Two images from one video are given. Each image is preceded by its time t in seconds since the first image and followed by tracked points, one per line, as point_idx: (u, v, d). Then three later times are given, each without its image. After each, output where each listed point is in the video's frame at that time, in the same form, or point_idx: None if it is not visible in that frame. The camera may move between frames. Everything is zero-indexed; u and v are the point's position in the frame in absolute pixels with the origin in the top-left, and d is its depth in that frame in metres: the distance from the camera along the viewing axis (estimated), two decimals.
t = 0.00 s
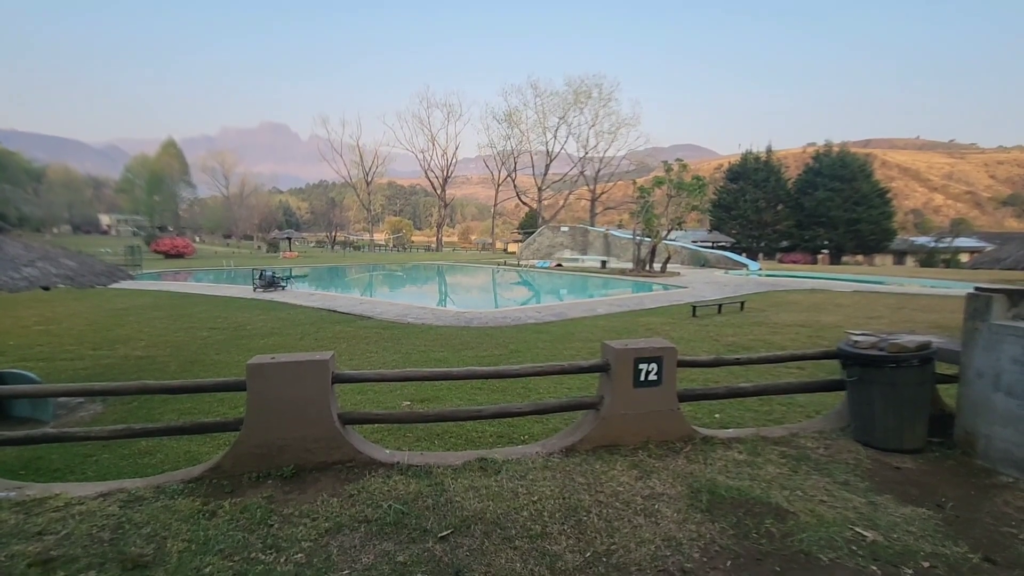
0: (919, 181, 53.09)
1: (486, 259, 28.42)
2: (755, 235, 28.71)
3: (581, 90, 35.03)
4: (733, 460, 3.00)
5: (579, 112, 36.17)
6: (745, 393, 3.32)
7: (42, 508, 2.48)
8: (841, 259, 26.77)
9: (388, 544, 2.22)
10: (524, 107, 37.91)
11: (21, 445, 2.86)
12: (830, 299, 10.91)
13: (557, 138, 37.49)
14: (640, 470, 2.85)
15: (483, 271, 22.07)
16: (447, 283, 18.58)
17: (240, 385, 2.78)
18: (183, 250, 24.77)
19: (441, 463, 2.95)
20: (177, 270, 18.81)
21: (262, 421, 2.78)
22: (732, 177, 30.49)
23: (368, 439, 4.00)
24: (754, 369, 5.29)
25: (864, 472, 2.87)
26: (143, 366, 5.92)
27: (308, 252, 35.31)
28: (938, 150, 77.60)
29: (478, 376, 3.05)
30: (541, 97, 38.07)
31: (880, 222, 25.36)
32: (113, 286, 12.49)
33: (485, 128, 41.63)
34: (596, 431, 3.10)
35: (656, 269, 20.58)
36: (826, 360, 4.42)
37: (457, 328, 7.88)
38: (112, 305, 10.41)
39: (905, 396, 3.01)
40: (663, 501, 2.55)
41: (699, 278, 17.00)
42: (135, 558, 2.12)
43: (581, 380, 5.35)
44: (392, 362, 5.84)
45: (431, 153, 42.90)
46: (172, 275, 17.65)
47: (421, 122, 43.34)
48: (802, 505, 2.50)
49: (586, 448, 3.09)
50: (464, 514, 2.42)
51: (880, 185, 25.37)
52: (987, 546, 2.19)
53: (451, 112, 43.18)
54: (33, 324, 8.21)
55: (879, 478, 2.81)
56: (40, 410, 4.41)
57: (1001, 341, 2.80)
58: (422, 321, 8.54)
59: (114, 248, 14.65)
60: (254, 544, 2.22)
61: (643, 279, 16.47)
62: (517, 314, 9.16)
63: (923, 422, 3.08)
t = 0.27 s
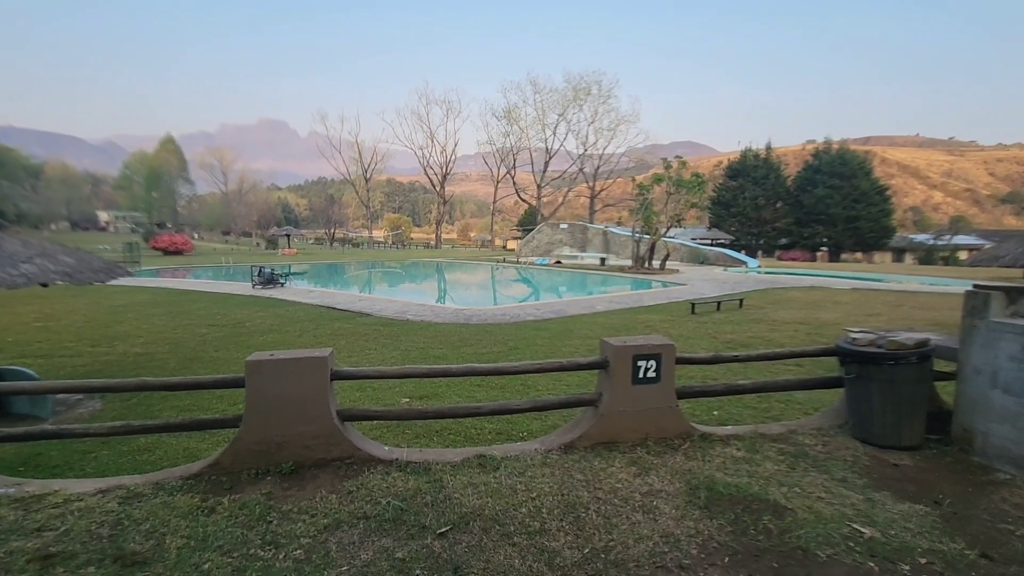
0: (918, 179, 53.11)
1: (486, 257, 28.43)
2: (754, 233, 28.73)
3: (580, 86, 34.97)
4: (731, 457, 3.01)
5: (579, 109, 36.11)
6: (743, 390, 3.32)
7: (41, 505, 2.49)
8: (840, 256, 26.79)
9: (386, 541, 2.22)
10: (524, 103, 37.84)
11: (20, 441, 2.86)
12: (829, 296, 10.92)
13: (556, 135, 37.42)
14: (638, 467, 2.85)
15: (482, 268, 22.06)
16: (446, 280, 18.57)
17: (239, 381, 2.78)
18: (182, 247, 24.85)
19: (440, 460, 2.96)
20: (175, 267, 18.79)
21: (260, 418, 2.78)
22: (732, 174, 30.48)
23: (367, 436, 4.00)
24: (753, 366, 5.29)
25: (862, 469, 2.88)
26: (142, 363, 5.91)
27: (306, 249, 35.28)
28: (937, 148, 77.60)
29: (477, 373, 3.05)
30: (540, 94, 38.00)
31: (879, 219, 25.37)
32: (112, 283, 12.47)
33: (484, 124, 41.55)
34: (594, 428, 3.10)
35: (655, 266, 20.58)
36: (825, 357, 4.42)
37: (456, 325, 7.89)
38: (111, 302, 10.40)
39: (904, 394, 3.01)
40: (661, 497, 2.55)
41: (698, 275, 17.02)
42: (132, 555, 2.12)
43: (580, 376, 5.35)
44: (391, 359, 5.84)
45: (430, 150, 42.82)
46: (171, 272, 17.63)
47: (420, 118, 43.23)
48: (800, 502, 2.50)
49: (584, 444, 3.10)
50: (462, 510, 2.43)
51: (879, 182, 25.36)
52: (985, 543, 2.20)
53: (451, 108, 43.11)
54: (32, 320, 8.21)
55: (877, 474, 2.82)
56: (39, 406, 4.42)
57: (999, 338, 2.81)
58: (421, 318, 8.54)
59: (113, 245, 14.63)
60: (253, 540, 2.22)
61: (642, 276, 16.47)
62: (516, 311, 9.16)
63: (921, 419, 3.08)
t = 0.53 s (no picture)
0: (915, 177, 53.26)
1: (483, 254, 28.44)
2: (751, 230, 28.79)
3: (578, 83, 34.92)
4: (728, 454, 3.02)
5: (576, 106, 36.07)
6: (740, 387, 3.33)
7: (38, 502, 2.48)
8: (836, 254, 26.85)
9: (384, 538, 2.22)
10: (521, 100, 37.76)
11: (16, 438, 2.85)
12: (826, 294, 10.94)
13: (554, 132, 37.37)
14: (636, 464, 2.86)
15: (480, 265, 22.05)
16: (443, 278, 18.55)
17: (236, 378, 2.77)
18: (179, 243, 24.86)
19: (438, 457, 2.96)
20: (171, 264, 18.71)
21: (257, 416, 2.77)
22: (729, 171, 30.51)
23: (364, 434, 4.00)
24: (750, 363, 5.31)
25: (858, 465, 2.89)
26: (139, 360, 5.90)
27: (303, 246, 35.22)
28: (933, 145, 77.88)
29: (474, 370, 3.04)
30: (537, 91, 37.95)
31: (875, 217, 25.44)
32: (108, 280, 12.43)
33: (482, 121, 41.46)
34: (592, 425, 3.10)
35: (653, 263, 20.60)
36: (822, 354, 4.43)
37: (453, 322, 7.89)
38: (107, 299, 10.37)
39: (900, 390, 3.03)
40: (658, 494, 2.56)
41: (695, 272, 17.04)
42: (129, 553, 2.12)
43: (578, 373, 5.36)
44: (389, 356, 5.84)
45: (427, 147, 42.69)
46: (167, 269, 17.57)
47: (417, 115, 43.11)
48: (797, 499, 2.52)
49: (582, 442, 3.10)
50: (460, 507, 2.43)
51: (876, 180, 25.39)
52: (980, 538, 2.21)
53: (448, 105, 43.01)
54: (28, 317, 8.18)
55: (873, 471, 2.83)
56: (35, 404, 4.40)
57: (995, 335, 2.82)
58: (418, 315, 8.54)
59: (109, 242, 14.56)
60: (251, 538, 2.22)
61: (640, 274, 16.49)
62: (514, 309, 9.17)
63: (916, 415, 3.10)
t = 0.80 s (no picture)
0: (908, 174, 53.56)
1: (478, 251, 28.44)
2: (746, 227, 28.92)
3: (573, 80, 34.90)
4: (722, 450, 3.03)
5: (571, 103, 36.06)
6: (734, 383, 3.35)
7: (31, 501, 2.47)
8: (830, 251, 26.98)
9: (379, 535, 2.22)
10: (516, 97, 37.72)
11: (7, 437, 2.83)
12: (819, 290, 11.01)
13: (549, 129, 37.35)
14: (631, 461, 2.87)
15: (475, 262, 22.03)
16: (439, 275, 18.53)
17: (230, 377, 2.76)
18: (172, 241, 24.81)
19: (434, 455, 2.96)
20: (165, 261, 18.63)
21: (251, 414, 2.77)
22: (724, 168, 30.60)
23: (360, 431, 4.00)
24: (744, 360, 5.34)
25: (851, 461, 2.91)
26: (132, 358, 5.87)
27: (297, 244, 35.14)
28: (925, 143, 78.46)
29: (470, 367, 3.04)
30: (532, 88, 37.93)
31: (869, 214, 25.57)
32: (101, 278, 12.36)
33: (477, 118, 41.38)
34: (587, 422, 3.11)
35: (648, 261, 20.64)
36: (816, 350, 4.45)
37: (449, 319, 7.89)
38: (100, 296, 10.31)
39: (892, 386, 3.05)
40: (653, 490, 2.57)
41: (690, 269, 17.08)
42: (123, 551, 2.11)
43: (573, 370, 5.37)
44: (384, 353, 5.84)
45: (422, 144, 42.58)
46: (161, 267, 17.48)
47: (412, 112, 42.98)
48: (790, 494, 2.53)
49: (577, 439, 3.11)
50: (455, 504, 2.43)
51: (869, 177, 25.51)
52: (971, 532, 2.23)
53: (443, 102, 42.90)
54: (19, 315, 8.13)
55: (866, 466, 2.85)
56: (28, 402, 4.37)
57: (987, 331, 2.84)
58: (414, 312, 8.54)
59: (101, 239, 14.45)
60: (245, 536, 2.21)
61: (635, 271, 16.52)
62: (509, 306, 9.17)
63: (909, 411, 3.12)
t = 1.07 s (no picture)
0: (897, 170, 54.01)
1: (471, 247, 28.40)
2: (738, 223, 29.07)
3: (566, 76, 34.84)
4: (715, 445, 3.05)
5: (564, 100, 36.01)
6: (726, 379, 3.37)
7: (19, 501, 2.44)
8: (821, 247, 27.18)
9: (373, 532, 2.22)
10: (509, 93, 37.60)
11: None
12: (810, 286, 11.08)
13: (542, 125, 37.28)
14: (624, 456, 2.88)
15: (468, 259, 21.99)
16: (432, 272, 18.49)
17: (222, 374, 2.74)
18: (161, 238, 24.61)
19: (427, 451, 2.96)
20: (155, 259, 18.44)
21: (243, 412, 2.75)
22: (716, 165, 30.72)
23: (353, 428, 3.99)
24: (736, 355, 5.37)
25: (842, 455, 2.94)
26: (121, 357, 5.80)
27: (288, 241, 34.92)
28: (914, 140, 79.12)
29: (463, 364, 3.04)
30: (525, 84, 37.84)
31: (859, 210, 25.76)
32: (89, 276, 12.23)
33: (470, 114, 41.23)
34: (580, 418, 3.12)
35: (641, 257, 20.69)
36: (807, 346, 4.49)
37: (442, 316, 7.87)
38: (89, 294, 10.20)
39: (882, 381, 3.08)
40: (646, 485, 2.59)
41: (683, 265, 17.14)
42: (114, 551, 2.09)
43: (567, 366, 5.38)
44: (377, 350, 5.82)
45: (414, 140, 42.37)
46: (151, 264, 17.29)
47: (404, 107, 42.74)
48: (782, 488, 2.56)
49: (571, 435, 3.12)
50: (449, 501, 2.43)
51: (860, 174, 25.66)
52: (959, 524, 2.26)
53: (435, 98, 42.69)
54: (7, 313, 8.03)
55: (856, 460, 2.88)
56: (15, 401, 4.31)
57: (975, 326, 2.88)
58: (407, 309, 8.52)
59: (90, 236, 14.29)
60: (238, 534, 2.20)
61: (628, 267, 16.56)
62: (503, 302, 9.16)
63: (898, 405, 3.16)
